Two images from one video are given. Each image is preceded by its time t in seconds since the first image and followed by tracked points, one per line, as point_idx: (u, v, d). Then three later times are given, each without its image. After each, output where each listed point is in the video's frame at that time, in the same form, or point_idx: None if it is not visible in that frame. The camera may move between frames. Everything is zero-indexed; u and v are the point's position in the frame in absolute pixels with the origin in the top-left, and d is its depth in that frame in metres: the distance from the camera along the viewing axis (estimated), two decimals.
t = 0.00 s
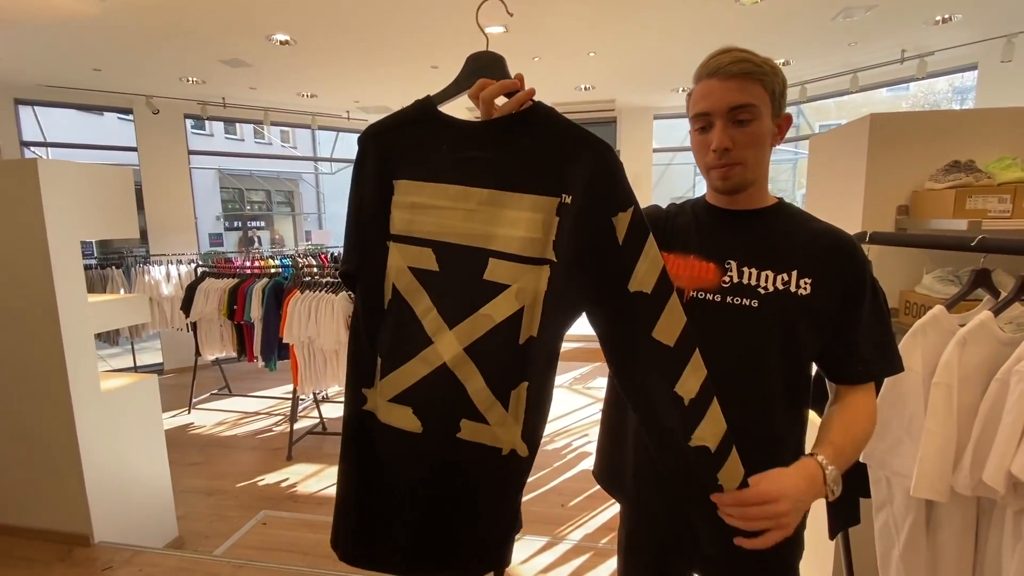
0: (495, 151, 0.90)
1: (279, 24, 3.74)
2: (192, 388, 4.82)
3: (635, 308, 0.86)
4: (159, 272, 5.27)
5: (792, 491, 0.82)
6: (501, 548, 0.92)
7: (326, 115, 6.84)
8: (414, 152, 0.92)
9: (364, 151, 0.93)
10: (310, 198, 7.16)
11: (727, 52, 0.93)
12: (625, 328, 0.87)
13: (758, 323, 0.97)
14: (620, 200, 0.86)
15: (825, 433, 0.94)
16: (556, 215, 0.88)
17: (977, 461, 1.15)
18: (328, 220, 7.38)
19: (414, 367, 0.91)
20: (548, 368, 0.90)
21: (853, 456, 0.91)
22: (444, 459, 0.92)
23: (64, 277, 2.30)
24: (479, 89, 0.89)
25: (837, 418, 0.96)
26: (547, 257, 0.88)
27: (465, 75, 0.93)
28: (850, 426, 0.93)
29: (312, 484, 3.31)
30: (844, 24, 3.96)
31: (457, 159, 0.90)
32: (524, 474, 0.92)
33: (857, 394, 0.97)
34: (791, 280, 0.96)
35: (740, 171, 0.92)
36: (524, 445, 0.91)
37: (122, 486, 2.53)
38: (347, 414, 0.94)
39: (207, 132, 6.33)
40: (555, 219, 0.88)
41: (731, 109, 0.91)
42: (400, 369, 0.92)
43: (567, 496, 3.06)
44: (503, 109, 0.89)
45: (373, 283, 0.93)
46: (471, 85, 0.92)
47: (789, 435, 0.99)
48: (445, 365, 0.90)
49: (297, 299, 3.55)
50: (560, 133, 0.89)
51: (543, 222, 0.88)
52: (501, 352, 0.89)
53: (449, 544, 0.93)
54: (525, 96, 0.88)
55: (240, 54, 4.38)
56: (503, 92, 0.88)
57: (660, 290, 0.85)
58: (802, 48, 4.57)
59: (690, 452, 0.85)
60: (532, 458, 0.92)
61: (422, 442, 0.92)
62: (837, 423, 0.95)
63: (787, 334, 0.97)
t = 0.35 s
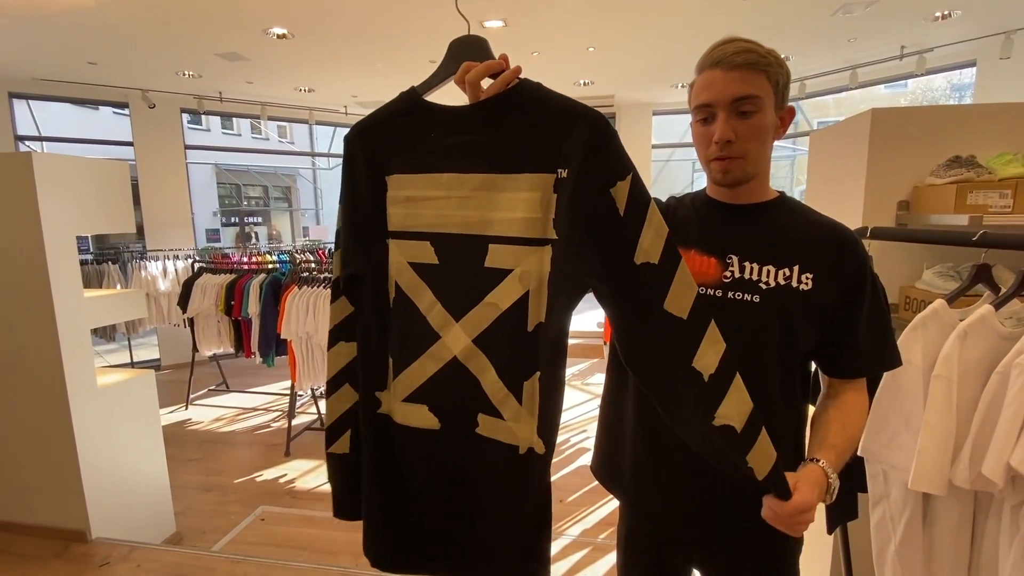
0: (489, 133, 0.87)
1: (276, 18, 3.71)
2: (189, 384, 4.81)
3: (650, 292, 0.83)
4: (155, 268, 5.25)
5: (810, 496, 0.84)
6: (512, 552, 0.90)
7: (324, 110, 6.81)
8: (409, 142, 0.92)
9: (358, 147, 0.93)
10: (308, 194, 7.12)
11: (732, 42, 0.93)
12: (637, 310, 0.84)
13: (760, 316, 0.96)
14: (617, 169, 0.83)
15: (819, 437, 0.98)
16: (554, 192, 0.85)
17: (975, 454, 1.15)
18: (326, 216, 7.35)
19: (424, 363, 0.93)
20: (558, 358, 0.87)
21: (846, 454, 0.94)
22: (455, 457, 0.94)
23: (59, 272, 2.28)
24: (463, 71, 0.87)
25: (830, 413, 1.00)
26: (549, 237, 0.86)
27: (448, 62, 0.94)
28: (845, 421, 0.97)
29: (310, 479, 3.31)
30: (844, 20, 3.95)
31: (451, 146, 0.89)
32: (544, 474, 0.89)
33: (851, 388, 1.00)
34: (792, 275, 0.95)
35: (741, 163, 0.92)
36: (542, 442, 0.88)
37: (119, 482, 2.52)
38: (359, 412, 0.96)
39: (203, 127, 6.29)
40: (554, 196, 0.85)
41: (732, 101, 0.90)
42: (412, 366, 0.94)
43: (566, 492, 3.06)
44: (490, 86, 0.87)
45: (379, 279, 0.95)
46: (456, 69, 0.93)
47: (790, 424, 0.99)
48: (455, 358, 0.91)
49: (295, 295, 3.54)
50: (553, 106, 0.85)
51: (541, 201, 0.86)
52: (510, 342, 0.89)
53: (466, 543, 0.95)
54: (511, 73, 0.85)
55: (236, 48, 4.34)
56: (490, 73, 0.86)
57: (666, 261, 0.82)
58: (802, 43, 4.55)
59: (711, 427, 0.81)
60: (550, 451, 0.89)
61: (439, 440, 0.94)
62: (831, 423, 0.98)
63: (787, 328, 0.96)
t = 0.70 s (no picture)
0: (488, 132, 0.84)
1: (274, 13, 3.69)
2: (188, 380, 4.81)
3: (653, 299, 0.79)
4: (154, 265, 5.24)
5: (828, 505, 0.84)
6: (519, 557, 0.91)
7: (323, 106, 6.80)
8: (406, 141, 0.90)
9: (355, 150, 0.92)
10: (306, 191, 7.10)
11: (729, 34, 0.92)
12: (638, 312, 0.80)
13: (761, 313, 0.96)
14: (623, 171, 0.79)
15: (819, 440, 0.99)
16: (556, 194, 0.83)
17: (976, 450, 1.15)
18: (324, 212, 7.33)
19: (430, 369, 0.93)
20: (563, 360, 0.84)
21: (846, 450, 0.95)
22: (460, 467, 0.93)
23: (57, 268, 2.27)
24: (463, 67, 0.85)
25: (829, 414, 1.01)
26: (553, 242, 0.84)
27: (444, 58, 0.91)
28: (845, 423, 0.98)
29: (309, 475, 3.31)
30: (844, 16, 3.94)
31: (449, 144, 0.87)
32: (548, 483, 0.89)
33: (850, 382, 1.01)
34: (792, 271, 0.95)
35: (732, 157, 0.91)
36: (546, 452, 0.88)
37: (119, 479, 2.52)
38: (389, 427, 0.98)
39: (201, 123, 6.26)
40: (556, 198, 0.83)
41: (723, 93, 0.89)
42: (419, 372, 0.95)
43: (565, 488, 3.06)
44: (485, 83, 0.83)
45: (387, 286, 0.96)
46: (453, 64, 0.91)
47: (789, 420, 0.99)
48: (457, 365, 0.91)
49: (294, 291, 3.53)
50: (553, 103, 0.82)
51: (543, 204, 0.84)
52: (516, 349, 0.88)
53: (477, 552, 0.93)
54: (504, 66, 0.83)
55: (235, 43, 4.32)
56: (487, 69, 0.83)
57: (675, 264, 0.79)
58: (803, 39, 4.53)
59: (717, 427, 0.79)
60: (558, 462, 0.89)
61: (445, 446, 0.94)
62: (832, 423, 1.00)
63: (786, 323, 0.96)
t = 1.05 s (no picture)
0: (483, 134, 0.82)
1: (274, 10, 3.67)
2: (189, 378, 4.81)
3: (653, 323, 0.76)
4: (155, 262, 5.24)
5: (836, 514, 0.89)
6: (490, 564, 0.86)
7: (323, 103, 6.79)
8: (404, 136, 0.87)
9: (349, 143, 0.89)
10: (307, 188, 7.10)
11: (722, 31, 0.92)
12: (621, 323, 0.77)
13: (757, 311, 0.95)
14: (616, 185, 0.76)
15: (817, 442, 1.00)
16: (544, 202, 0.80)
17: (980, 448, 1.15)
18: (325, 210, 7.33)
19: (409, 365, 0.92)
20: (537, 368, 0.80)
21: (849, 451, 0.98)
22: (437, 464, 0.92)
23: (57, 266, 2.27)
24: (461, 66, 0.83)
25: (827, 416, 1.01)
26: (536, 250, 0.81)
27: (447, 51, 0.89)
28: (846, 417, 0.99)
29: (310, 473, 3.31)
30: (846, 12, 3.93)
31: (445, 143, 0.85)
32: (514, 494, 0.84)
33: (844, 380, 1.01)
34: (789, 270, 0.95)
35: (726, 153, 0.91)
36: (513, 458, 0.82)
37: (120, 476, 2.52)
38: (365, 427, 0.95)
39: (201, 121, 6.26)
40: (544, 206, 0.80)
41: (714, 89, 0.89)
42: (398, 367, 0.94)
43: (566, 486, 3.07)
44: (484, 82, 0.81)
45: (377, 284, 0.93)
46: (453, 60, 0.89)
47: (786, 421, 0.99)
48: (435, 364, 0.90)
49: (295, 290, 3.54)
50: (550, 109, 0.79)
51: (530, 209, 0.81)
52: (489, 357, 0.85)
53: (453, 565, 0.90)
54: (503, 69, 0.81)
55: (235, 41, 4.31)
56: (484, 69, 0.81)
57: (671, 276, 0.76)
58: (805, 36, 4.51)
59: (730, 458, 0.77)
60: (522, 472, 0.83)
61: (423, 440, 0.93)
62: (830, 424, 1.00)
63: (781, 325, 0.96)
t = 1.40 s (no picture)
0: (489, 137, 0.82)
1: (276, 8, 3.67)
2: (191, 377, 4.82)
3: (669, 326, 0.77)
4: (156, 261, 5.25)
5: (849, 512, 0.88)
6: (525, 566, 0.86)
7: (324, 102, 6.79)
8: (407, 140, 0.87)
9: (349, 152, 0.89)
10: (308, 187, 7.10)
11: (731, 29, 0.91)
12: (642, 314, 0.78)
13: (759, 310, 0.96)
14: (624, 167, 0.76)
15: (822, 442, 0.98)
16: (559, 196, 0.81)
17: (987, 448, 1.14)
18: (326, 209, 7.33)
19: (427, 377, 0.90)
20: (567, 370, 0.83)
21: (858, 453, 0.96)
22: (461, 474, 0.90)
23: (60, 265, 2.27)
24: (460, 65, 0.84)
25: (831, 418, 1.00)
26: (554, 245, 0.82)
27: (434, 59, 0.89)
28: (850, 412, 0.99)
29: (313, 472, 3.31)
30: (849, 10, 3.92)
31: (441, 150, 0.85)
32: (551, 493, 0.85)
33: (847, 378, 1.00)
34: (792, 269, 0.94)
35: (740, 155, 0.90)
36: (550, 464, 0.85)
37: (123, 475, 2.53)
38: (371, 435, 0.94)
39: (202, 120, 6.25)
40: (559, 201, 0.81)
41: (729, 89, 0.88)
42: (413, 381, 0.91)
43: (568, 485, 3.07)
44: (485, 85, 0.81)
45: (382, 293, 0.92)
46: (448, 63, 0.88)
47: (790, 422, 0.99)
48: (456, 374, 0.88)
49: (296, 289, 3.53)
50: (555, 107, 0.79)
51: (546, 207, 0.82)
52: (513, 359, 0.86)
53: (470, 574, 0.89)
54: (504, 69, 0.81)
55: (236, 40, 4.31)
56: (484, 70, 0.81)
57: (686, 265, 0.76)
58: (807, 33, 4.50)
59: (751, 460, 0.76)
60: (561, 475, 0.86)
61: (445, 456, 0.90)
62: (834, 424, 0.99)
63: (785, 325, 0.95)
